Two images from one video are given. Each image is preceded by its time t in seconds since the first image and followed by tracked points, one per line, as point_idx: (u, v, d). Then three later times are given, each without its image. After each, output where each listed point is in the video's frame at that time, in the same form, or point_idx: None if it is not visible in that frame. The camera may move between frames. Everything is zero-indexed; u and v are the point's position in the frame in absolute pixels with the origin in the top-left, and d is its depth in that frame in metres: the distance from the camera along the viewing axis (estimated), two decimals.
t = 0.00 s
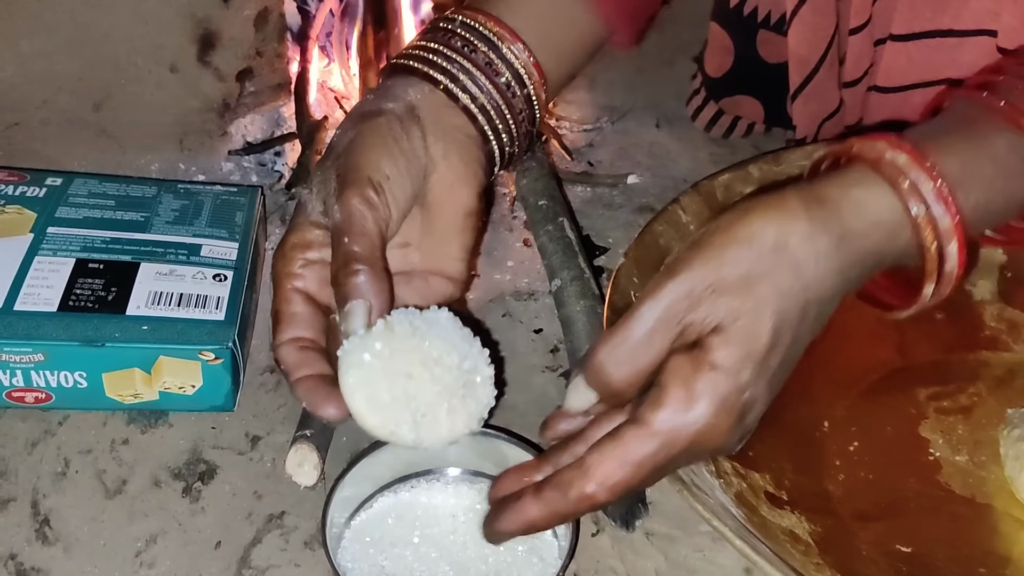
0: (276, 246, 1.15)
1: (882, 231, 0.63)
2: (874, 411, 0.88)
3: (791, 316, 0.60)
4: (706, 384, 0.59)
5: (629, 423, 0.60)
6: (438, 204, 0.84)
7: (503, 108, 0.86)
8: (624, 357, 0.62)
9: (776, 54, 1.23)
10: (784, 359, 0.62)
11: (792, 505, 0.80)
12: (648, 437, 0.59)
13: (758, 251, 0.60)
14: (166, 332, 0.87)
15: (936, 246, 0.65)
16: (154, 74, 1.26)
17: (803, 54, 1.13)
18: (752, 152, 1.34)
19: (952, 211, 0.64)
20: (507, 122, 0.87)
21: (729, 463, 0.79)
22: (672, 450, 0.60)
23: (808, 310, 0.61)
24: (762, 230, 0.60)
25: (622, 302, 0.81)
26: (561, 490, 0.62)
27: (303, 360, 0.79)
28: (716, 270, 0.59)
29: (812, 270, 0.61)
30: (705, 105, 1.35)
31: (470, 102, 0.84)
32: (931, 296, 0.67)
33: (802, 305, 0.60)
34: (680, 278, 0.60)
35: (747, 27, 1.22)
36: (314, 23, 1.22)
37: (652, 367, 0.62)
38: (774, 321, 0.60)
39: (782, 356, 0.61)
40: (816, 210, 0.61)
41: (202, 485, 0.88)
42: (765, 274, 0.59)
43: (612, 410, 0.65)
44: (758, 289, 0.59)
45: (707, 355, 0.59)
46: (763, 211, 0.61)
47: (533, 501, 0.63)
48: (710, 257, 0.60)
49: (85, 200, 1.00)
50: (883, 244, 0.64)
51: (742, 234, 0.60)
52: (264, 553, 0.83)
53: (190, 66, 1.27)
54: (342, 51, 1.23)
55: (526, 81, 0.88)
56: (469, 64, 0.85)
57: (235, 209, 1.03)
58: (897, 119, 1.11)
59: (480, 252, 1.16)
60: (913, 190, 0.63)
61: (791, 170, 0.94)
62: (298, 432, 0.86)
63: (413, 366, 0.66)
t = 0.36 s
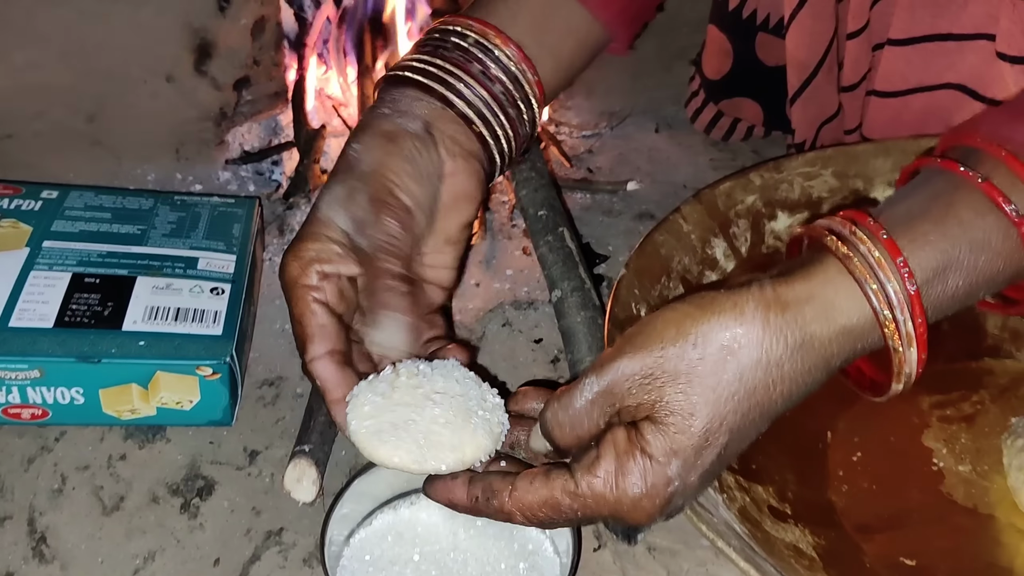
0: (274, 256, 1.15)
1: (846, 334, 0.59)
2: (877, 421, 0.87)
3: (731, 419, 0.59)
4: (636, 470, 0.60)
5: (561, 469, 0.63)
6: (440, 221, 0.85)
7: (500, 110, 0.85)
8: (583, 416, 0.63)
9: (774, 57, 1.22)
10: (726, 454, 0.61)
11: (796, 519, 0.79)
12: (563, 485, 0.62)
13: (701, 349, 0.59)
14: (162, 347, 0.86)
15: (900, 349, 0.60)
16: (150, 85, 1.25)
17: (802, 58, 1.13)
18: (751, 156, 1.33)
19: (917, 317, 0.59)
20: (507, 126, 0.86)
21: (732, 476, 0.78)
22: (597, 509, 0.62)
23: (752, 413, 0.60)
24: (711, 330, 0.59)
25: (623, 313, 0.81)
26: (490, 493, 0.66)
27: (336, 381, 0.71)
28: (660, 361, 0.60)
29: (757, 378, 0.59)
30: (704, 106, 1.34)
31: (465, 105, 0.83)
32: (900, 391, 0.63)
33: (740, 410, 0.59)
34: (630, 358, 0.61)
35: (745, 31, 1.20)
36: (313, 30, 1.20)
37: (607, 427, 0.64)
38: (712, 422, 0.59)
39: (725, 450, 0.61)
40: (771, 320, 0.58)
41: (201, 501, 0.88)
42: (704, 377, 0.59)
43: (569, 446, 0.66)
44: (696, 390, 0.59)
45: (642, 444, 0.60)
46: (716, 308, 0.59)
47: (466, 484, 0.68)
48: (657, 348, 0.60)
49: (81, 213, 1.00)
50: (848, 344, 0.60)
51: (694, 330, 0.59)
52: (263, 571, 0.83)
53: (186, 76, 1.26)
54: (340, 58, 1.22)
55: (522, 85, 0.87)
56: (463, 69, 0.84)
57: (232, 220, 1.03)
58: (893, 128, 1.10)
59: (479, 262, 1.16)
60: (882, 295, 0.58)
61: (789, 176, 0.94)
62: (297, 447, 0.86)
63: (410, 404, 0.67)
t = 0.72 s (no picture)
0: (275, 250, 1.13)
1: (857, 302, 0.58)
2: (891, 415, 0.86)
3: (754, 398, 0.56)
4: (670, 462, 0.56)
5: (594, 467, 0.60)
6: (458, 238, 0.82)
7: (578, 113, 0.74)
8: (595, 413, 0.61)
9: (783, 45, 1.20)
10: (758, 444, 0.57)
11: (811, 516, 0.77)
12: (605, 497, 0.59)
13: (710, 327, 0.57)
14: (161, 343, 0.84)
15: (916, 318, 0.58)
16: (148, 75, 1.19)
17: (812, 47, 1.11)
18: (759, 147, 1.31)
19: (930, 280, 0.57)
20: (594, 133, 0.75)
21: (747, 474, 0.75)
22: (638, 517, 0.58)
23: (775, 392, 0.56)
24: (717, 309, 0.57)
25: (633, 306, 0.79)
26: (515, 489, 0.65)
27: (345, 399, 0.70)
28: (670, 345, 0.57)
29: (772, 354, 0.56)
30: (712, 96, 1.32)
31: (542, 116, 0.72)
32: (924, 368, 0.60)
33: (763, 388, 0.56)
34: (638, 346, 0.59)
35: (753, 18, 1.19)
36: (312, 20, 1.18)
37: (621, 425, 0.61)
38: (735, 403, 0.55)
39: (756, 437, 0.57)
40: (775, 291, 0.57)
41: (201, 500, 0.86)
42: (718, 355, 0.56)
43: (572, 458, 0.64)
44: (712, 370, 0.56)
45: (669, 435, 0.57)
46: (722, 290, 0.58)
47: (491, 479, 0.68)
48: (666, 333, 0.58)
49: (77, 206, 0.98)
50: (863, 315, 0.58)
51: (702, 310, 0.57)
52: (265, 571, 0.81)
53: (185, 68, 1.20)
54: (342, 48, 1.19)
55: (597, 80, 0.75)
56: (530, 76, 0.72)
57: (232, 213, 1.00)
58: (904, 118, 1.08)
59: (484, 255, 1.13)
60: (890, 260, 0.57)
61: (800, 166, 0.91)
62: (299, 445, 0.84)
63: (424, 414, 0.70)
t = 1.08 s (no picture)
0: (276, 241, 1.12)
1: (894, 322, 0.57)
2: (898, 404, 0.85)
3: (775, 417, 0.54)
4: (676, 483, 0.55)
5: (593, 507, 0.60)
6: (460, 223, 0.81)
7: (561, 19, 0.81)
8: (596, 415, 0.59)
9: (789, 31, 1.20)
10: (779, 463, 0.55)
11: (817, 505, 0.76)
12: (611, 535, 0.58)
13: (732, 338, 0.55)
14: (161, 333, 0.83)
15: (959, 342, 0.56)
16: (147, 65, 1.19)
17: (820, 32, 1.11)
18: (763, 136, 1.30)
19: (975, 301, 0.55)
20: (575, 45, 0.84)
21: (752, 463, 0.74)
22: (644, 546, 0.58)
23: (798, 411, 0.54)
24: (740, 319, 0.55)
25: (638, 295, 0.78)
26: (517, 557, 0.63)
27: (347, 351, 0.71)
28: (687, 354, 0.56)
29: (799, 371, 0.54)
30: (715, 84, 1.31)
31: (520, 17, 0.79)
32: (964, 393, 0.58)
33: (787, 407, 0.54)
34: (650, 350, 0.57)
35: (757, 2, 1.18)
36: (313, 10, 1.19)
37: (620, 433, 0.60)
38: (756, 422, 0.54)
39: (776, 458, 0.55)
40: (806, 305, 0.55)
41: (202, 491, 0.86)
42: (737, 366, 0.55)
43: (568, 452, 0.61)
44: (733, 384, 0.54)
45: (676, 453, 0.56)
46: (747, 301, 0.56)
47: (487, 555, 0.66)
48: (684, 340, 0.56)
49: (77, 195, 0.97)
50: (897, 335, 0.57)
51: (724, 319, 0.56)
52: (267, 562, 0.80)
53: (185, 57, 1.19)
54: (344, 38, 1.21)
55: None
56: None
57: (232, 203, 1.00)
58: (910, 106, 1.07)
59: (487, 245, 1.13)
60: (932, 279, 0.56)
61: (806, 155, 0.89)
62: (300, 435, 0.83)
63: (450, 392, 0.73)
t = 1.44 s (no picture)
0: (277, 236, 1.12)
1: (890, 335, 0.56)
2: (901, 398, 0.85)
3: (746, 409, 0.55)
4: (635, 448, 0.56)
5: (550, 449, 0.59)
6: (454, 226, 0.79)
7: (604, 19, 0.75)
8: (583, 377, 0.59)
9: (794, 25, 1.20)
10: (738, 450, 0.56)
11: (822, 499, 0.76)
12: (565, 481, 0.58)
13: (722, 325, 0.55)
14: (162, 328, 0.83)
15: (952, 360, 0.56)
16: (149, 61, 1.19)
17: (824, 25, 1.11)
18: (766, 130, 1.30)
19: (973, 323, 0.55)
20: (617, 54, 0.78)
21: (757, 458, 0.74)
22: (588, 499, 0.58)
23: (771, 410, 0.55)
24: (735, 308, 0.55)
25: (641, 289, 0.78)
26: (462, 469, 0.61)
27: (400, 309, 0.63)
28: (677, 332, 0.56)
29: (781, 372, 0.55)
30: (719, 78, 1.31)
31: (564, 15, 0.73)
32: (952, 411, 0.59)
33: (760, 404, 0.55)
34: (640, 321, 0.57)
35: None
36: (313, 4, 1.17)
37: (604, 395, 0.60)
38: (728, 409, 0.55)
39: (736, 446, 0.56)
40: (805, 310, 0.55)
41: (205, 486, 0.85)
42: (722, 357, 0.55)
43: (552, 405, 0.62)
44: (714, 373, 0.55)
45: (642, 420, 0.56)
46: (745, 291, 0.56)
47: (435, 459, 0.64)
48: (676, 318, 0.56)
49: (78, 190, 0.96)
50: (890, 350, 0.56)
51: (720, 306, 0.56)
52: (270, 558, 0.80)
53: (186, 53, 1.19)
54: (345, 33, 1.18)
55: None
56: None
57: (234, 198, 0.99)
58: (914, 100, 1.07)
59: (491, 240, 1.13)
60: (934, 297, 0.56)
61: (810, 148, 0.88)
62: (303, 430, 0.84)
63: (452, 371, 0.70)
